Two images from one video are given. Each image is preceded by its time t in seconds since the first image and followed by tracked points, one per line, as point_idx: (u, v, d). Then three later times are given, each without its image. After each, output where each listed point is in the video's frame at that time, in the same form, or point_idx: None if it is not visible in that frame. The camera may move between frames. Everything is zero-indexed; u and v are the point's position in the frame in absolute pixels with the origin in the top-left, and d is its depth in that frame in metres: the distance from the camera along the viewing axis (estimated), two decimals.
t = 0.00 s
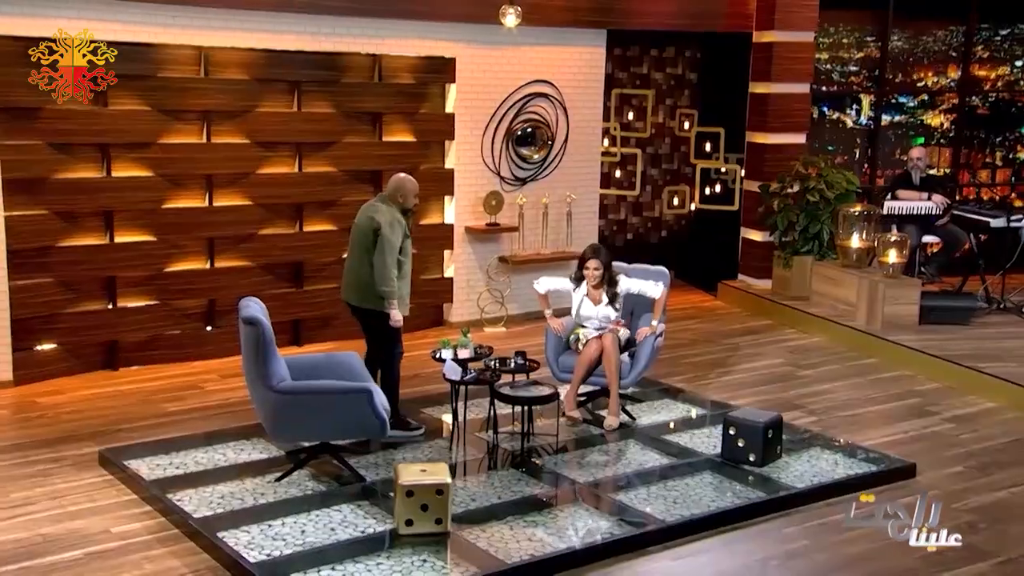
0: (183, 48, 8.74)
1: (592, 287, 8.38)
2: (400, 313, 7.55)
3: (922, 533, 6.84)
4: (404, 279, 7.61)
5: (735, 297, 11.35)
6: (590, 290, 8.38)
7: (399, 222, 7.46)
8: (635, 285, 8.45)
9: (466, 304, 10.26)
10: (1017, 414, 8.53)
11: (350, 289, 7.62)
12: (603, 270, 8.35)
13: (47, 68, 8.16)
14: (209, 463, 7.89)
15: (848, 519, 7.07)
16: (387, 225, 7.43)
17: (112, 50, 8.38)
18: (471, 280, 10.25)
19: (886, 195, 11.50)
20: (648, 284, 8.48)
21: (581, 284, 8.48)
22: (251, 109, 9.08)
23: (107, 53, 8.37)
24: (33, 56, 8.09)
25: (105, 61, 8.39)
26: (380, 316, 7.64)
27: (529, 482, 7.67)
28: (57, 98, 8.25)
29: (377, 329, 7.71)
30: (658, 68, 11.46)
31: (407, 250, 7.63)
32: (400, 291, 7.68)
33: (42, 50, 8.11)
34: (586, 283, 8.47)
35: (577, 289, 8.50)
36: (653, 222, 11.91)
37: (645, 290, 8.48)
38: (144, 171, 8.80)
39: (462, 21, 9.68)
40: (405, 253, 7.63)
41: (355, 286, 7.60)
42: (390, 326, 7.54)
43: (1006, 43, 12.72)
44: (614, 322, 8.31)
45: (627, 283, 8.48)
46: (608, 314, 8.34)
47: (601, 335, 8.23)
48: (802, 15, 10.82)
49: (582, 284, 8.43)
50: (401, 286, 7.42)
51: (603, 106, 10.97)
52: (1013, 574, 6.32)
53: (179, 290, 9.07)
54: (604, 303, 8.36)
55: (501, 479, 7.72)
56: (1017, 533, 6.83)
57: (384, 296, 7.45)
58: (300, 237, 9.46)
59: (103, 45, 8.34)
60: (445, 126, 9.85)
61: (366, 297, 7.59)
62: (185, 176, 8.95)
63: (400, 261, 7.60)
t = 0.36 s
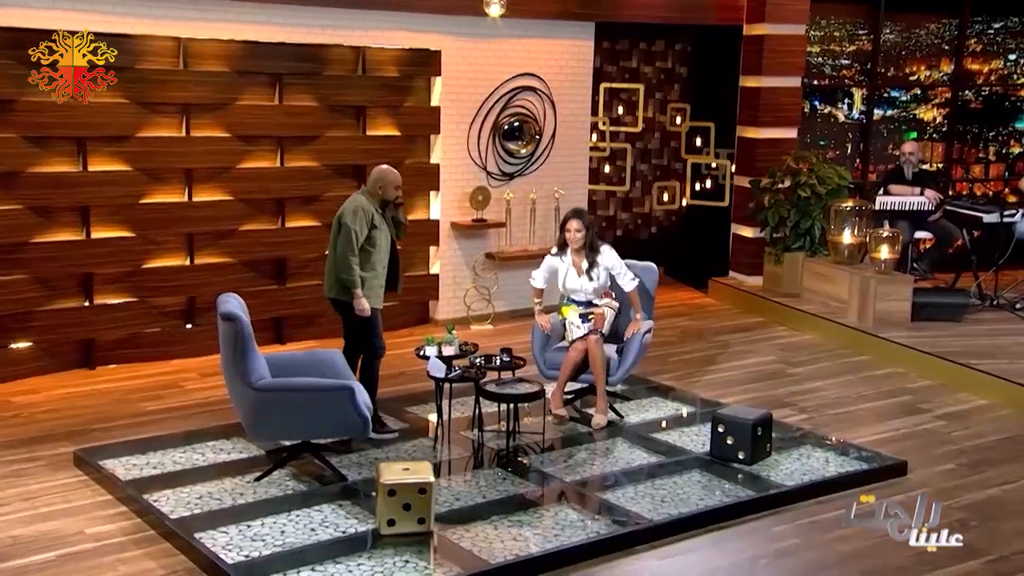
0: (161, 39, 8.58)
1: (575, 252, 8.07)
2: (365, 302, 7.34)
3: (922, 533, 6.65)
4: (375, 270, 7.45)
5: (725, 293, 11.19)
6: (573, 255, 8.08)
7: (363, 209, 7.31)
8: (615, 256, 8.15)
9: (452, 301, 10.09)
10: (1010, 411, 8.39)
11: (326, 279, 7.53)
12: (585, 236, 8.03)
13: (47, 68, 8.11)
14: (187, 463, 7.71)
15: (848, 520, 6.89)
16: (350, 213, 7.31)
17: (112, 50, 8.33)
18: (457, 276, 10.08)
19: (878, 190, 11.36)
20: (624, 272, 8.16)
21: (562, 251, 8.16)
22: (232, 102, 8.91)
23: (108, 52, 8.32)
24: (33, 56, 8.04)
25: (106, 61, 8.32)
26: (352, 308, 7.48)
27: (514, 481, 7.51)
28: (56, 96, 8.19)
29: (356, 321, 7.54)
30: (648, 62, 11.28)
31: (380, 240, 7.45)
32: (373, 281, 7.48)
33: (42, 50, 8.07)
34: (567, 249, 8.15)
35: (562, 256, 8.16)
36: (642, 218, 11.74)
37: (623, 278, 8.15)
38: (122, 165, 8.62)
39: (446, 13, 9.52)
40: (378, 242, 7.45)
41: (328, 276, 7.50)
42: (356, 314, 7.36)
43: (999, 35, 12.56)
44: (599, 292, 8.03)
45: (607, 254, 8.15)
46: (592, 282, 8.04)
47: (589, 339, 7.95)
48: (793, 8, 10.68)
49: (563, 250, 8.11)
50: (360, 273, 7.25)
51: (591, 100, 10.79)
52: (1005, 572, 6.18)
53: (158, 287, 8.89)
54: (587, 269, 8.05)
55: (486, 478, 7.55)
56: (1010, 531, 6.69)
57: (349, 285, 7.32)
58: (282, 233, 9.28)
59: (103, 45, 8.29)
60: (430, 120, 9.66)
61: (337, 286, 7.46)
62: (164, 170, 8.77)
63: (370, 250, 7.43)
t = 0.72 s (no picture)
0: (146, 28, 8.34)
1: (578, 198, 7.35)
2: (348, 304, 7.05)
3: (922, 534, 6.43)
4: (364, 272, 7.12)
5: (731, 291, 10.88)
6: (575, 202, 7.35)
7: (352, 207, 6.99)
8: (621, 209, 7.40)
9: (449, 300, 9.80)
10: None
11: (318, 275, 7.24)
12: (591, 182, 7.31)
13: (47, 68, 7.98)
14: (172, 466, 7.45)
15: (850, 519, 6.65)
16: (338, 210, 7.00)
17: (114, 51, 8.21)
18: (454, 274, 9.79)
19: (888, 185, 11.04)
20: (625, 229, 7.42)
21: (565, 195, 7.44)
22: (220, 93, 8.66)
23: (108, 53, 8.20)
24: (32, 56, 7.91)
25: (106, 61, 8.19)
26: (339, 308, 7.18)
27: (509, 484, 7.22)
28: (55, 96, 8.02)
29: (342, 327, 7.39)
30: (651, 52, 11.09)
31: (371, 239, 7.11)
32: (362, 282, 7.16)
33: (42, 49, 7.94)
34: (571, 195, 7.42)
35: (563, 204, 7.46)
36: (645, 214, 11.59)
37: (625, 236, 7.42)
38: (107, 157, 8.36)
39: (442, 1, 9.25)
40: (368, 241, 7.12)
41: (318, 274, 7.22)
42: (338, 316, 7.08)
43: (1014, 24, 12.20)
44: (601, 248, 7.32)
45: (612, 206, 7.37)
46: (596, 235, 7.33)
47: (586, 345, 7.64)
48: None
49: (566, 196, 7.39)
50: (343, 274, 6.95)
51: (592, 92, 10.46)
52: None
53: (145, 284, 8.63)
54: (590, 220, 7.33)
55: (481, 481, 7.26)
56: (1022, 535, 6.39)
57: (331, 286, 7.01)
58: (272, 228, 9.00)
59: (103, 44, 8.17)
60: (425, 112, 9.39)
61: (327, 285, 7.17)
62: (150, 163, 8.51)
63: (361, 249, 7.10)
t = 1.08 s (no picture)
0: (141, 17, 8.09)
1: (600, 185, 6.86)
2: (361, 318, 6.47)
3: (922, 533, 6.20)
4: (376, 281, 6.53)
5: (746, 290, 10.54)
6: (596, 189, 6.86)
7: (358, 213, 6.40)
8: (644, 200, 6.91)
9: (453, 298, 9.50)
10: None
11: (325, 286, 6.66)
12: (615, 169, 6.82)
13: (47, 68, 7.79)
14: (164, 469, 7.16)
15: (849, 517, 6.44)
16: (344, 218, 6.41)
17: (112, 50, 7.98)
18: (459, 271, 9.50)
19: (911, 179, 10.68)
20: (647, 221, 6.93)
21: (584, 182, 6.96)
22: (217, 85, 8.40)
23: (108, 53, 7.97)
24: (32, 57, 7.75)
25: (105, 61, 7.97)
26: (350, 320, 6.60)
27: (513, 488, 6.90)
28: (55, 96, 7.83)
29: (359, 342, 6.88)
30: (664, 43, 10.83)
31: (382, 245, 6.52)
32: (375, 292, 6.57)
33: (42, 49, 7.76)
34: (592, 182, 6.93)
35: (582, 189, 6.96)
36: (658, 210, 11.28)
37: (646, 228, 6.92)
38: (100, 151, 8.12)
39: None
40: (379, 248, 6.53)
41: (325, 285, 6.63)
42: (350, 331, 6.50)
43: None
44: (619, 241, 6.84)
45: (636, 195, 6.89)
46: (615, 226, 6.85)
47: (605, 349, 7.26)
48: None
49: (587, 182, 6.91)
50: (354, 287, 6.37)
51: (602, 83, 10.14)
52: None
53: (140, 281, 8.37)
54: (610, 208, 6.85)
55: (484, 485, 6.94)
56: None
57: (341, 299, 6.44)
58: (270, 224, 8.73)
59: (103, 45, 7.95)
60: (429, 104, 9.10)
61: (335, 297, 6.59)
62: (145, 156, 8.26)
63: (371, 256, 6.52)
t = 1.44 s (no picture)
0: (133, 8, 7.87)
1: (598, 179, 6.55)
2: (379, 318, 6.16)
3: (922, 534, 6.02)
4: (391, 278, 6.22)
5: (760, 291, 10.21)
6: (595, 184, 6.55)
7: (370, 208, 6.07)
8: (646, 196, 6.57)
9: (456, 298, 9.24)
10: None
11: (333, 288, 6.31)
12: (613, 163, 6.49)
13: (47, 68, 7.62)
14: (154, 473, 6.87)
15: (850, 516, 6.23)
16: (356, 214, 6.07)
17: (113, 50, 7.80)
18: (463, 270, 9.23)
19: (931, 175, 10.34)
20: (648, 218, 6.58)
21: (584, 175, 6.65)
22: (212, 78, 8.16)
23: (109, 53, 7.80)
24: (32, 56, 7.57)
25: (107, 62, 7.79)
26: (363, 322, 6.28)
27: (514, 494, 6.58)
28: (56, 97, 7.66)
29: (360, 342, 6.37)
30: (677, 35, 10.65)
31: (394, 241, 6.20)
32: (390, 292, 6.25)
33: (42, 49, 7.59)
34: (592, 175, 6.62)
35: (581, 184, 6.64)
36: (670, 208, 11.09)
37: (648, 226, 6.58)
38: (92, 146, 7.88)
39: None
40: (392, 244, 6.21)
41: (335, 287, 6.28)
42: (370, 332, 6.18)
43: None
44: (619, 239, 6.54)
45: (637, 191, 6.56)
46: (612, 222, 6.54)
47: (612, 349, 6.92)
48: None
49: (586, 176, 6.60)
50: (372, 285, 6.05)
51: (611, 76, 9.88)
52: None
53: (133, 280, 8.13)
54: (608, 204, 6.55)
55: (485, 491, 6.63)
56: None
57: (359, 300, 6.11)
58: (267, 221, 8.49)
59: (103, 45, 7.77)
60: (431, 98, 8.86)
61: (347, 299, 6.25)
62: (137, 151, 8.02)
63: (384, 254, 6.19)
